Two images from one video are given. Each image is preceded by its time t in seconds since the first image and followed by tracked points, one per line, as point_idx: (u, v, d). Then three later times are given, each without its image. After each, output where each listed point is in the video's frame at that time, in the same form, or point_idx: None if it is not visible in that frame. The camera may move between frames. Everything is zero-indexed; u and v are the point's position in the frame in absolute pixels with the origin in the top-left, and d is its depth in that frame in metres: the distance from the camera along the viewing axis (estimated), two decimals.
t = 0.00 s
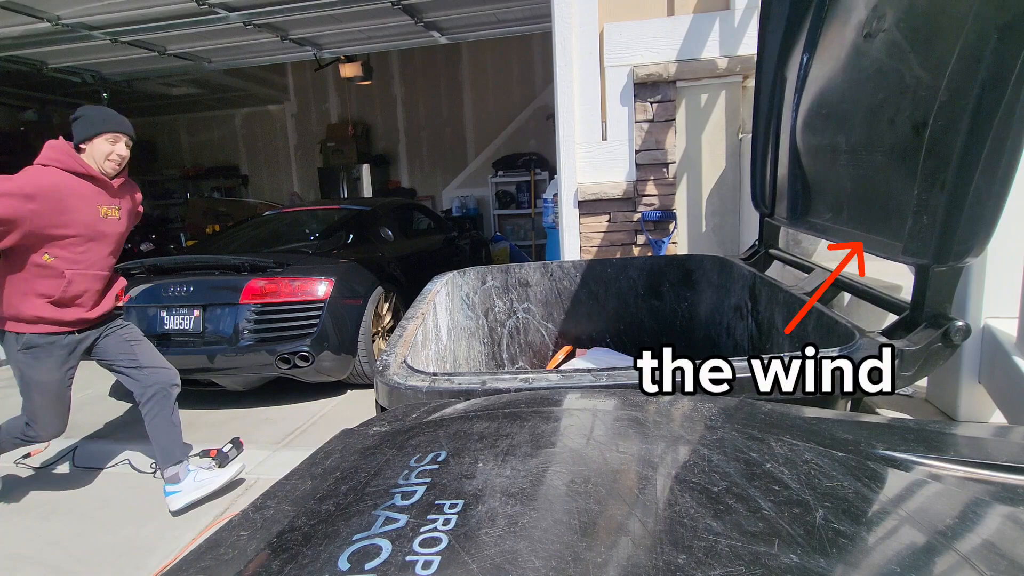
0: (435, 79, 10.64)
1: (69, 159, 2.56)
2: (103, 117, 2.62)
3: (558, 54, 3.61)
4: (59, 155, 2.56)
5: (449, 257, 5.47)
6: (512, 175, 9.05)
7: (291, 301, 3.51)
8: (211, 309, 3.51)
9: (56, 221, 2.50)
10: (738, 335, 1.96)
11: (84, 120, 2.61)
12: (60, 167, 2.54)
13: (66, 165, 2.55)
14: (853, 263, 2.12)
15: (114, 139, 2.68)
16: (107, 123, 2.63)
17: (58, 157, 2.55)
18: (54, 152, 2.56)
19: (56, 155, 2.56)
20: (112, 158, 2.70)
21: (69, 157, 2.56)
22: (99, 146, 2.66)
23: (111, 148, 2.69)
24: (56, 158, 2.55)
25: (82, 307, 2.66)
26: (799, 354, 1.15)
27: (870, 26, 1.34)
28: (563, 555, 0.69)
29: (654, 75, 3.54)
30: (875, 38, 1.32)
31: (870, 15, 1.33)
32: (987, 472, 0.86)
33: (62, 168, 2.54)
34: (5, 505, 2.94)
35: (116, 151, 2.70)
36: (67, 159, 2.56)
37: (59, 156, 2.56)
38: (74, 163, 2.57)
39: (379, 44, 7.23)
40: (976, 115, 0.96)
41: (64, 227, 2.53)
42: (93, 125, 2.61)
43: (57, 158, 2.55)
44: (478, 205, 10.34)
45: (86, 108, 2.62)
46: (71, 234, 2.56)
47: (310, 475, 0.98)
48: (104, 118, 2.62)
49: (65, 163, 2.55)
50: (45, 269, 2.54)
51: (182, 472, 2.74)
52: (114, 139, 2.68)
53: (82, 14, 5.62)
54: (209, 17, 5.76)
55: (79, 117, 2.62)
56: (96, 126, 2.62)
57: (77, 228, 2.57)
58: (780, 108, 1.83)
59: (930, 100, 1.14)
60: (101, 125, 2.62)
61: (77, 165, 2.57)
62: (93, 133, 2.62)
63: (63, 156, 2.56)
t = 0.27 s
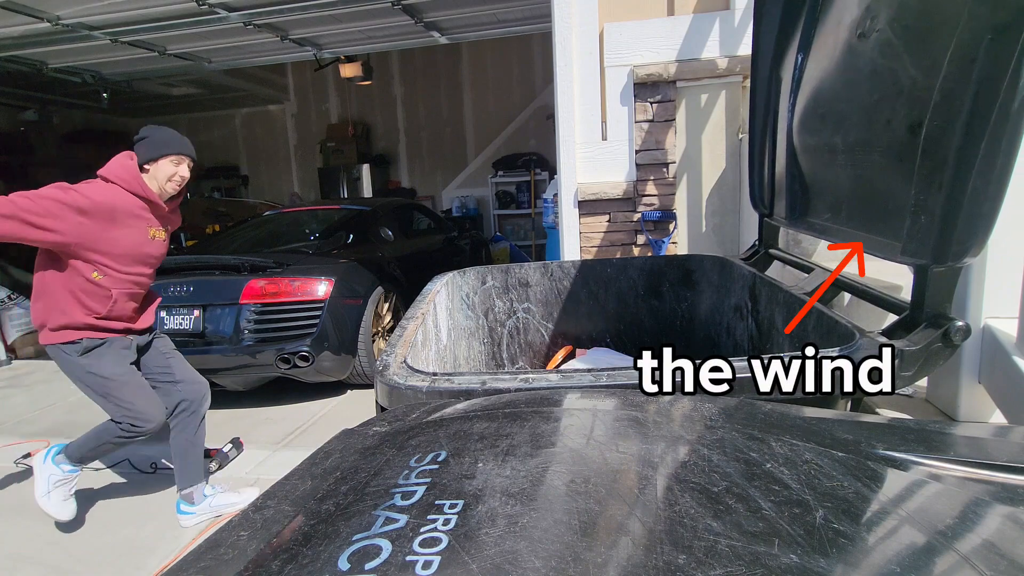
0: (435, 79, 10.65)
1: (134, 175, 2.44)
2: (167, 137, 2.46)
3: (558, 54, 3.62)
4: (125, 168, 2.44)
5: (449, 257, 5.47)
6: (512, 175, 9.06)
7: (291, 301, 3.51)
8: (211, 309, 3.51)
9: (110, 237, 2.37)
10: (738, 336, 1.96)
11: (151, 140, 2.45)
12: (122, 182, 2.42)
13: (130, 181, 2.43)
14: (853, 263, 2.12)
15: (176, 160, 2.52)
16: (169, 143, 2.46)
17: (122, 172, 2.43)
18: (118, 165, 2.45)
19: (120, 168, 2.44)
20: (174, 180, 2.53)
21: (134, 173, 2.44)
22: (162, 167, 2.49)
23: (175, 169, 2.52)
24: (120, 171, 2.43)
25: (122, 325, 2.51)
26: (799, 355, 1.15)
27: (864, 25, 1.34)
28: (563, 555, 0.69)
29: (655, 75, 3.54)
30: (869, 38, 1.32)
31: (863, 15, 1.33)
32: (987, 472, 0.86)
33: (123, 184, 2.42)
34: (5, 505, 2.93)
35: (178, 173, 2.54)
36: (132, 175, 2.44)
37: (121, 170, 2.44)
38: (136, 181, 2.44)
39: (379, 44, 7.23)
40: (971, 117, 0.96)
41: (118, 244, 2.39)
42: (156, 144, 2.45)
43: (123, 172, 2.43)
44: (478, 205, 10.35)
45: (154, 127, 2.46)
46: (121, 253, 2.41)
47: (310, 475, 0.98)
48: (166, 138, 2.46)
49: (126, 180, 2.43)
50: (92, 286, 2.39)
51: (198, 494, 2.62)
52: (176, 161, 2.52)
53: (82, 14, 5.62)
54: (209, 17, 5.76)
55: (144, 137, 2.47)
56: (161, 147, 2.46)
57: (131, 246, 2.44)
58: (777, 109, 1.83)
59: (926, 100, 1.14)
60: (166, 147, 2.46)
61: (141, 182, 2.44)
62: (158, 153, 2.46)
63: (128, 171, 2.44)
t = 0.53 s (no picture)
0: (435, 79, 10.65)
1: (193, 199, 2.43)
2: (217, 151, 2.53)
3: (558, 54, 3.62)
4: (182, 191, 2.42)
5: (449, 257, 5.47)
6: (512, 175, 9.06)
7: (291, 301, 3.51)
8: (211, 309, 3.51)
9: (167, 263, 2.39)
10: (738, 336, 1.96)
11: (205, 155, 2.51)
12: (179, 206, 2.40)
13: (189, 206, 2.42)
14: (853, 263, 2.12)
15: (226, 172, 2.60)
16: (220, 157, 2.54)
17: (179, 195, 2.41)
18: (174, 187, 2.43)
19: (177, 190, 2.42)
20: (226, 190, 2.62)
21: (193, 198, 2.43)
22: (216, 180, 2.58)
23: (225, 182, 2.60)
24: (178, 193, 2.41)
25: (168, 335, 2.56)
26: (799, 355, 1.15)
27: (855, 26, 1.34)
28: (563, 555, 0.69)
29: (655, 75, 3.54)
30: (860, 38, 1.32)
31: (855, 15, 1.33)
32: (987, 472, 0.86)
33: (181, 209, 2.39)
34: (5, 505, 2.93)
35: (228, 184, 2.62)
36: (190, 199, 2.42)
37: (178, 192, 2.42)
38: (194, 207, 2.43)
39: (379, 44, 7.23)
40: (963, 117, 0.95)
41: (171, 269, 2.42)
42: (210, 159, 2.52)
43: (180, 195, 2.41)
44: (478, 205, 10.35)
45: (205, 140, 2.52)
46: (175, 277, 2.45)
47: (310, 476, 0.98)
48: (217, 153, 2.53)
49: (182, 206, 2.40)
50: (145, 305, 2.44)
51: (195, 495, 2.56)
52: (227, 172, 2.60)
53: (82, 14, 5.61)
54: (208, 17, 5.76)
55: (195, 150, 2.52)
56: (215, 162, 2.54)
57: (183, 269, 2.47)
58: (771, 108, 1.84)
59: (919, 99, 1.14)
60: (218, 160, 2.53)
61: (198, 207, 2.44)
62: (212, 166, 2.54)
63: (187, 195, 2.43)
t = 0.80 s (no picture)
0: (435, 79, 10.65)
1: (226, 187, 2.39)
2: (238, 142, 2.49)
3: (559, 54, 3.62)
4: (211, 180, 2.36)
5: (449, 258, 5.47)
6: (512, 175, 9.06)
7: (291, 301, 3.52)
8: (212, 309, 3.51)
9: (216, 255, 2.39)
10: (738, 336, 1.96)
11: (228, 145, 2.45)
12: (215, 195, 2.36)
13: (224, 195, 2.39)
14: (853, 263, 2.12)
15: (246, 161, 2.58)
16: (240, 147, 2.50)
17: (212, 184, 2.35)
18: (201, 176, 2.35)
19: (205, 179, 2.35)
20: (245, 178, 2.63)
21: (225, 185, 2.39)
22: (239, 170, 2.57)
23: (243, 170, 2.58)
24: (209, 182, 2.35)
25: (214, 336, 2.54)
26: (799, 355, 1.15)
27: (844, 26, 1.34)
28: (563, 555, 0.69)
29: (655, 75, 3.54)
30: (850, 39, 1.32)
31: (843, 17, 1.33)
32: (987, 472, 0.86)
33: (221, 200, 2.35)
34: (5, 505, 2.93)
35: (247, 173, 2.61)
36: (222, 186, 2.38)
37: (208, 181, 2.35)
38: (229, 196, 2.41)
39: (379, 44, 7.23)
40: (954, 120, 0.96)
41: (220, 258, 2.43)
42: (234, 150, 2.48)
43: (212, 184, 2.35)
44: (478, 205, 10.35)
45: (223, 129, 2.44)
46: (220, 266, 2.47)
47: (310, 476, 0.98)
48: (238, 144, 2.48)
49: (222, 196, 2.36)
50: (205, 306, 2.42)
51: (203, 490, 2.68)
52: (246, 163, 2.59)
53: (82, 14, 5.62)
54: (208, 17, 5.76)
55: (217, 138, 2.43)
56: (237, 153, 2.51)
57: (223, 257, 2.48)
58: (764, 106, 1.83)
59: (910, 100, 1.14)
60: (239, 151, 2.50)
61: (233, 195, 2.43)
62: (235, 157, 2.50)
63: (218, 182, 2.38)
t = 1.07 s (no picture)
0: (435, 79, 10.65)
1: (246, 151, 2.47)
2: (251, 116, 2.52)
3: (559, 54, 3.62)
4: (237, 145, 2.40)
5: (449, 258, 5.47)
6: (512, 175, 9.07)
7: (291, 301, 3.52)
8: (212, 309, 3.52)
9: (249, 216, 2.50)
10: (738, 336, 1.97)
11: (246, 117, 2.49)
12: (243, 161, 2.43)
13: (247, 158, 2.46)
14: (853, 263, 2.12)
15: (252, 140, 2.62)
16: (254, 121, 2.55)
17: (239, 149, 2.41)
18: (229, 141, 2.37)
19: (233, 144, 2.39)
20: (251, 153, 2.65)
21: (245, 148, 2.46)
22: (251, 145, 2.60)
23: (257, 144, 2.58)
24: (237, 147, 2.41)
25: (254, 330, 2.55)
26: (798, 355, 1.15)
27: (830, 28, 1.37)
28: (563, 555, 0.69)
29: (655, 75, 3.54)
30: (836, 41, 1.35)
31: (829, 17, 1.36)
32: (987, 472, 0.86)
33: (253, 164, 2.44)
34: (5, 505, 2.94)
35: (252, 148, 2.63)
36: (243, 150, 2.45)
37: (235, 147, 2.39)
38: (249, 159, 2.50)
39: (379, 44, 7.23)
40: (940, 115, 0.98)
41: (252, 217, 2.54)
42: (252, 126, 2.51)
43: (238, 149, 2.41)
44: (478, 205, 10.36)
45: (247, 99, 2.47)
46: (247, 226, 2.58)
47: (310, 476, 0.98)
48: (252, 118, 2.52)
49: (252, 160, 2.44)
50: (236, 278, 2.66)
51: (208, 487, 2.66)
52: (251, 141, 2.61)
53: (82, 14, 5.61)
54: (208, 17, 5.76)
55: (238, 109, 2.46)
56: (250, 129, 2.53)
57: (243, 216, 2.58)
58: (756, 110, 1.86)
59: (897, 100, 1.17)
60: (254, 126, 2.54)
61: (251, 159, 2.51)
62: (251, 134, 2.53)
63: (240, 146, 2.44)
